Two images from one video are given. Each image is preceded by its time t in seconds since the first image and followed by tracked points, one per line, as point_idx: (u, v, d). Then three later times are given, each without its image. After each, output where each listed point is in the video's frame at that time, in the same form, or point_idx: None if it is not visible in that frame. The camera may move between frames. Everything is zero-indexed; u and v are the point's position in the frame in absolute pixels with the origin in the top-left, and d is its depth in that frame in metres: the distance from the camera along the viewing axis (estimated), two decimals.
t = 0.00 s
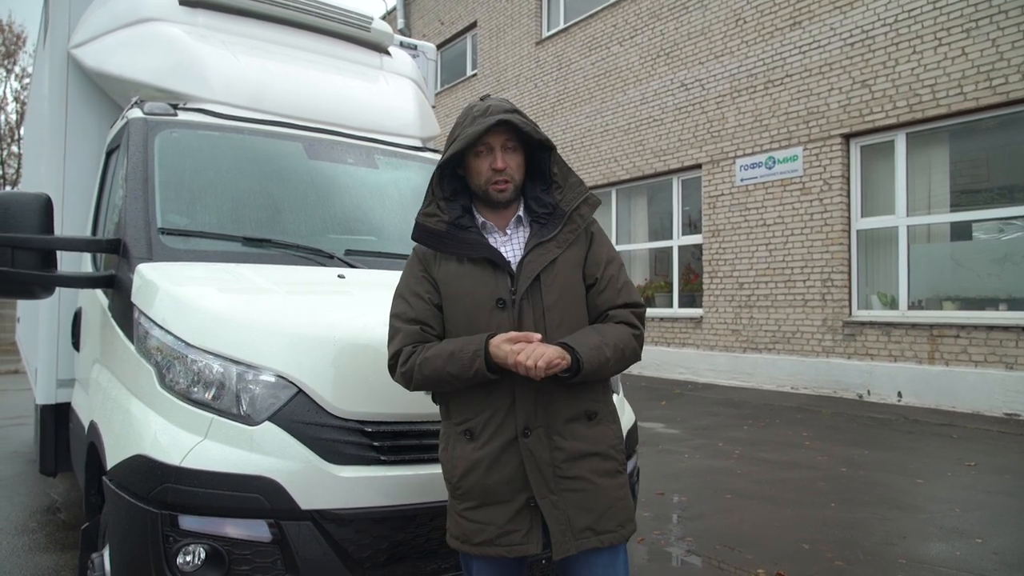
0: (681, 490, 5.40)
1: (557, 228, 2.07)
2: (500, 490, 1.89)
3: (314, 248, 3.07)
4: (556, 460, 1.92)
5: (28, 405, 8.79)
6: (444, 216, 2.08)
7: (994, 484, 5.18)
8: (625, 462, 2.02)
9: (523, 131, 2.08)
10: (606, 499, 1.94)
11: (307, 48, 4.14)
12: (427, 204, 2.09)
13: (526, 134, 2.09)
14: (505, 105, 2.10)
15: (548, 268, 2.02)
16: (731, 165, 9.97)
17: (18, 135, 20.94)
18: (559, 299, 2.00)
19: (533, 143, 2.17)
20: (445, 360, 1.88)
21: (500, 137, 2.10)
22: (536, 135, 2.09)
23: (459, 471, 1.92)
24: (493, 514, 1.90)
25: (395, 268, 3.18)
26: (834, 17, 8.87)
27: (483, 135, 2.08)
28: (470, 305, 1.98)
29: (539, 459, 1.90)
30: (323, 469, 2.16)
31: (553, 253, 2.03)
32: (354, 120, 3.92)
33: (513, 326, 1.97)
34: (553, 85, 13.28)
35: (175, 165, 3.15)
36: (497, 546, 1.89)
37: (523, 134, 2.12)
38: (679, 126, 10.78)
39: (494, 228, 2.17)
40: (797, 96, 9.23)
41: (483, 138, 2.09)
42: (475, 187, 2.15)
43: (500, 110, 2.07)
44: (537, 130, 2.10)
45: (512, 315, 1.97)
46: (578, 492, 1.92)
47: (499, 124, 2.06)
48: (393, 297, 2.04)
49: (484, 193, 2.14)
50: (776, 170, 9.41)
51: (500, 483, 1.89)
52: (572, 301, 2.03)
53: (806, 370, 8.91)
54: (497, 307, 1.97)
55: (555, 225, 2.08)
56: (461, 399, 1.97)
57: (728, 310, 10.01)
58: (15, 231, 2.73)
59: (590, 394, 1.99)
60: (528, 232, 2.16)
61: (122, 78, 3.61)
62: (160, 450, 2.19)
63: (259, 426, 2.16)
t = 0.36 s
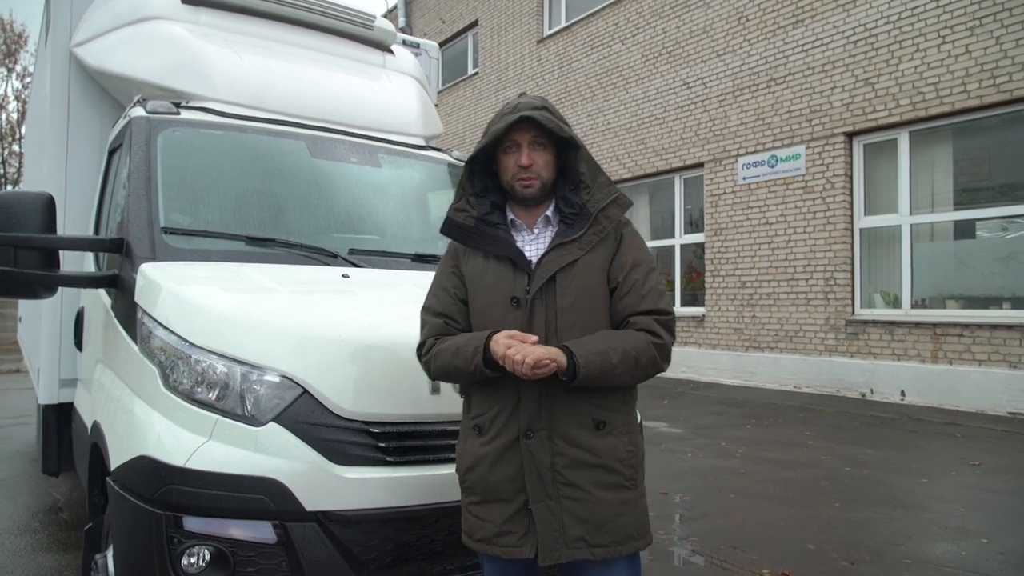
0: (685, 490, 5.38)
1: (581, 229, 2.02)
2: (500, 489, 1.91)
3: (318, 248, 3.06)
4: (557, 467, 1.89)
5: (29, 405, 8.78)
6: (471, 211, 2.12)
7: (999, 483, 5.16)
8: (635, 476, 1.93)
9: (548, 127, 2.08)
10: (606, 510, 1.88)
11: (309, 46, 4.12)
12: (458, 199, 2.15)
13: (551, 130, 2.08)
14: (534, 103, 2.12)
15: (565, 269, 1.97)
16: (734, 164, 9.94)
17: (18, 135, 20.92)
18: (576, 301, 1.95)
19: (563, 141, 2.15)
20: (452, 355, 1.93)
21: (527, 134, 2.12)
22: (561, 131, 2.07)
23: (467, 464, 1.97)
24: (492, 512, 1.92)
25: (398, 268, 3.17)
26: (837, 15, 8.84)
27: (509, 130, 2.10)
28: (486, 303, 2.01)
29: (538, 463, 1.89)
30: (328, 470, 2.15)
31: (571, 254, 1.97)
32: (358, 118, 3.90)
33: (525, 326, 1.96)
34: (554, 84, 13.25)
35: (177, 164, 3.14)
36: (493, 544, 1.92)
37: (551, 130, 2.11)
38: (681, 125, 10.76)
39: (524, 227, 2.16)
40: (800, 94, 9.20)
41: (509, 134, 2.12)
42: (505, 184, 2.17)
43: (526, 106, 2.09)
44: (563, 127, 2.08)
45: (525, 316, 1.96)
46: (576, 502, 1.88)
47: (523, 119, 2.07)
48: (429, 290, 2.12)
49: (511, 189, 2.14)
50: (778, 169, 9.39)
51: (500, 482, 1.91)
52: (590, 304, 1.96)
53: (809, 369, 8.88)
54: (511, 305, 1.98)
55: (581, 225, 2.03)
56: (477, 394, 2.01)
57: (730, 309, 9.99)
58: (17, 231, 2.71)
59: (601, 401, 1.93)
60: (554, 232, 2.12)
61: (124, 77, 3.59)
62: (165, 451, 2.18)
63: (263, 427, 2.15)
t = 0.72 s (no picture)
0: (686, 491, 5.37)
1: (625, 229, 1.97)
2: (523, 483, 1.92)
3: (319, 248, 3.04)
4: (580, 470, 1.88)
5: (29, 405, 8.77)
6: (519, 195, 2.13)
7: (1001, 483, 5.15)
8: (659, 487, 1.90)
9: (608, 117, 2.07)
10: (626, 518, 1.86)
11: (310, 46, 4.11)
12: (509, 179, 2.16)
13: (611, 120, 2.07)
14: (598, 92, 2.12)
15: (604, 273, 1.94)
16: (734, 164, 9.93)
17: (17, 135, 20.90)
18: (613, 305, 1.92)
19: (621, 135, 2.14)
20: (485, 343, 1.96)
21: (587, 121, 2.11)
22: (621, 122, 2.06)
23: (493, 455, 1.99)
24: (513, 504, 1.94)
25: (400, 268, 3.16)
26: (838, 15, 8.82)
27: (570, 115, 2.11)
28: (521, 295, 2.03)
29: (562, 465, 1.88)
30: (329, 472, 2.14)
31: (611, 258, 1.94)
32: (359, 119, 3.88)
33: (561, 326, 1.95)
34: (555, 84, 13.24)
35: (178, 164, 3.12)
36: (511, 536, 1.93)
37: (611, 121, 2.10)
38: (682, 124, 10.74)
39: (568, 219, 2.14)
40: (801, 93, 9.19)
41: (568, 119, 2.12)
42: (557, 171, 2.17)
43: (590, 93, 2.10)
44: (623, 118, 2.07)
45: (561, 316, 1.95)
46: (597, 506, 1.87)
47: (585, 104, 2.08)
48: (464, 272, 2.16)
49: (563, 176, 2.13)
50: (779, 169, 9.37)
51: (523, 476, 1.92)
52: (631, 307, 1.93)
53: (810, 369, 8.87)
54: (547, 305, 1.98)
55: (623, 224, 1.99)
56: (507, 385, 2.02)
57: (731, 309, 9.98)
58: (17, 232, 2.70)
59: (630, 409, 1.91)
60: (596, 229, 2.10)
61: (125, 76, 3.58)
62: (165, 454, 2.16)
63: (264, 429, 2.13)
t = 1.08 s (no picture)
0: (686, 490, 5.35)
1: (654, 236, 1.96)
2: (541, 485, 1.90)
3: (318, 247, 3.02)
4: (600, 472, 1.87)
5: (29, 404, 8.77)
6: (548, 191, 2.10)
7: (1003, 483, 5.13)
8: (679, 490, 1.90)
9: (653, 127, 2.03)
10: (646, 521, 1.86)
11: (309, 43, 4.09)
12: (538, 173, 2.12)
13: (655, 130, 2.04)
14: (643, 97, 2.08)
15: (629, 275, 1.93)
16: (735, 162, 9.91)
17: (16, 133, 20.86)
18: (637, 309, 1.91)
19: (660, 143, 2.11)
20: (497, 345, 1.96)
21: (628, 125, 2.07)
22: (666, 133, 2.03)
23: (511, 456, 1.96)
24: (530, 505, 1.92)
25: (400, 267, 3.14)
26: (839, 12, 8.80)
27: (612, 119, 2.06)
28: (542, 293, 2.00)
29: (581, 467, 1.87)
30: (328, 473, 2.12)
31: (637, 261, 1.92)
32: (360, 117, 3.86)
33: (582, 327, 1.94)
34: (555, 82, 13.21)
35: (176, 162, 3.10)
36: (527, 537, 1.91)
37: (654, 129, 2.07)
38: (682, 122, 10.72)
39: (595, 219, 2.14)
40: (801, 91, 9.17)
41: (610, 122, 2.07)
42: (588, 170, 2.14)
43: (636, 98, 2.05)
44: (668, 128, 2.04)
45: (583, 316, 1.93)
46: (616, 509, 1.86)
47: (630, 111, 2.03)
48: (485, 268, 2.14)
49: (596, 177, 2.11)
50: (780, 167, 9.35)
51: (542, 478, 1.89)
52: (653, 312, 1.92)
53: (811, 368, 8.86)
54: (569, 303, 1.96)
55: (653, 230, 1.97)
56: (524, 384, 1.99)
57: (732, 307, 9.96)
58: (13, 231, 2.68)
59: (651, 411, 1.89)
60: (624, 231, 2.09)
61: (123, 74, 3.56)
62: (162, 454, 2.14)
63: (263, 429, 2.12)
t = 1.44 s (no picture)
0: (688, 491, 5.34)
1: (657, 232, 1.94)
2: (555, 491, 1.88)
3: (317, 247, 3.01)
4: (615, 473, 1.85)
5: (30, 404, 8.77)
6: (550, 196, 2.08)
7: (1006, 484, 5.11)
8: (695, 490, 1.88)
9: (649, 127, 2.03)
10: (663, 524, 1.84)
11: (309, 42, 4.07)
12: (539, 179, 2.11)
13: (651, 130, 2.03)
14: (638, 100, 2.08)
15: (635, 268, 1.91)
16: (736, 162, 9.90)
17: (17, 133, 20.89)
18: (646, 301, 1.90)
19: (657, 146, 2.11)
20: (505, 356, 1.94)
21: (625, 128, 2.06)
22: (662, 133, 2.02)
23: (520, 463, 1.94)
24: (544, 515, 1.89)
25: (400, 267, 3.12)
26: (840, 12, 8.78)
27: (608, 121, 2.06)
28: (549, 293, 1.98)
29: (595, 468, 1.85)
30: (326, 474, 2.10)
31: (643, 254, 1.91)
32: (360, 116, 3.85)
33: (591, 322, 1.92)
34: (555, 82, 13.20)
35: (176, 161, 3.09)
36: (541, 548, 1.88)
37: (650, 131, 2.06)
38: (683, 122, 10.70)
39: (596, 222, 2.11)
40: (803, 91, 9.15)
41: (607, 125, 2.07)
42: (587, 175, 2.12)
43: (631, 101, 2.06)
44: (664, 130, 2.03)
45: (591, 311, 1.92)
46: (633, 513, 1.84)
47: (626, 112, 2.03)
48: (489, 280, 2.12)
49: (595, 180, 2.08)
50: (781, 167, 9.33)
51: (555, 484, 1.88)
52: (662, 305, 1.90)
53: (812, 368, 8.84)
54: (576, 300, 1.94)
55: (655, 228, 1.96)
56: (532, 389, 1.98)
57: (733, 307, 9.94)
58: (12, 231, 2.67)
59: (664, 407, 1.88)
60: (626, 231, 2.06)
61: (122, 73, 3.55)
62: (161, 455, 2.13)
63: (261, 430, 2.10)
